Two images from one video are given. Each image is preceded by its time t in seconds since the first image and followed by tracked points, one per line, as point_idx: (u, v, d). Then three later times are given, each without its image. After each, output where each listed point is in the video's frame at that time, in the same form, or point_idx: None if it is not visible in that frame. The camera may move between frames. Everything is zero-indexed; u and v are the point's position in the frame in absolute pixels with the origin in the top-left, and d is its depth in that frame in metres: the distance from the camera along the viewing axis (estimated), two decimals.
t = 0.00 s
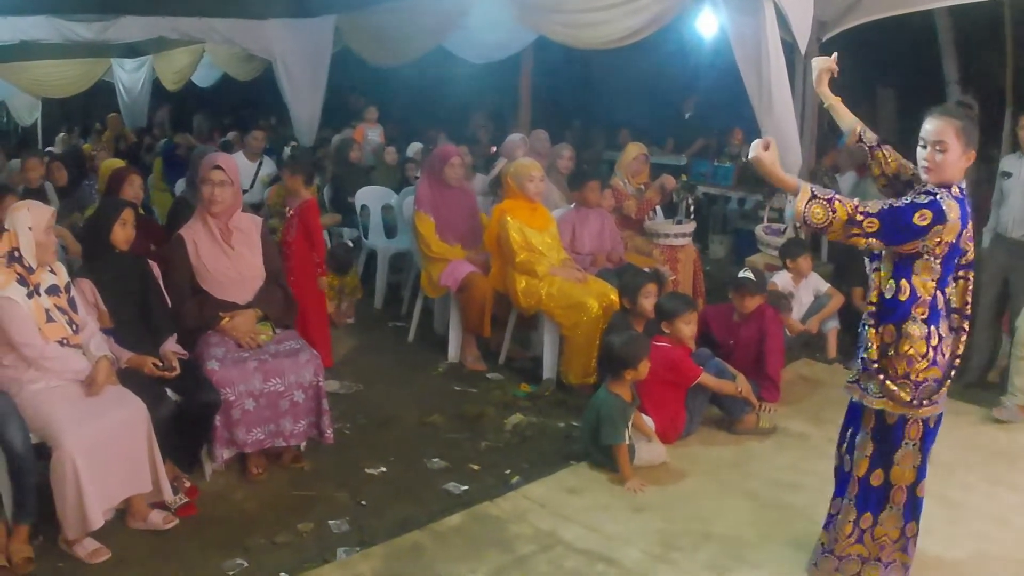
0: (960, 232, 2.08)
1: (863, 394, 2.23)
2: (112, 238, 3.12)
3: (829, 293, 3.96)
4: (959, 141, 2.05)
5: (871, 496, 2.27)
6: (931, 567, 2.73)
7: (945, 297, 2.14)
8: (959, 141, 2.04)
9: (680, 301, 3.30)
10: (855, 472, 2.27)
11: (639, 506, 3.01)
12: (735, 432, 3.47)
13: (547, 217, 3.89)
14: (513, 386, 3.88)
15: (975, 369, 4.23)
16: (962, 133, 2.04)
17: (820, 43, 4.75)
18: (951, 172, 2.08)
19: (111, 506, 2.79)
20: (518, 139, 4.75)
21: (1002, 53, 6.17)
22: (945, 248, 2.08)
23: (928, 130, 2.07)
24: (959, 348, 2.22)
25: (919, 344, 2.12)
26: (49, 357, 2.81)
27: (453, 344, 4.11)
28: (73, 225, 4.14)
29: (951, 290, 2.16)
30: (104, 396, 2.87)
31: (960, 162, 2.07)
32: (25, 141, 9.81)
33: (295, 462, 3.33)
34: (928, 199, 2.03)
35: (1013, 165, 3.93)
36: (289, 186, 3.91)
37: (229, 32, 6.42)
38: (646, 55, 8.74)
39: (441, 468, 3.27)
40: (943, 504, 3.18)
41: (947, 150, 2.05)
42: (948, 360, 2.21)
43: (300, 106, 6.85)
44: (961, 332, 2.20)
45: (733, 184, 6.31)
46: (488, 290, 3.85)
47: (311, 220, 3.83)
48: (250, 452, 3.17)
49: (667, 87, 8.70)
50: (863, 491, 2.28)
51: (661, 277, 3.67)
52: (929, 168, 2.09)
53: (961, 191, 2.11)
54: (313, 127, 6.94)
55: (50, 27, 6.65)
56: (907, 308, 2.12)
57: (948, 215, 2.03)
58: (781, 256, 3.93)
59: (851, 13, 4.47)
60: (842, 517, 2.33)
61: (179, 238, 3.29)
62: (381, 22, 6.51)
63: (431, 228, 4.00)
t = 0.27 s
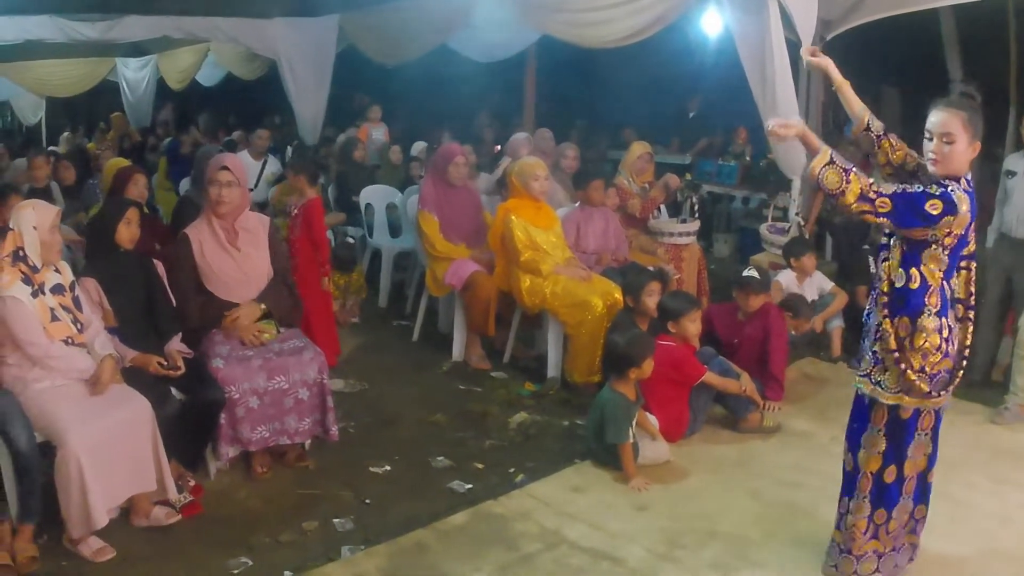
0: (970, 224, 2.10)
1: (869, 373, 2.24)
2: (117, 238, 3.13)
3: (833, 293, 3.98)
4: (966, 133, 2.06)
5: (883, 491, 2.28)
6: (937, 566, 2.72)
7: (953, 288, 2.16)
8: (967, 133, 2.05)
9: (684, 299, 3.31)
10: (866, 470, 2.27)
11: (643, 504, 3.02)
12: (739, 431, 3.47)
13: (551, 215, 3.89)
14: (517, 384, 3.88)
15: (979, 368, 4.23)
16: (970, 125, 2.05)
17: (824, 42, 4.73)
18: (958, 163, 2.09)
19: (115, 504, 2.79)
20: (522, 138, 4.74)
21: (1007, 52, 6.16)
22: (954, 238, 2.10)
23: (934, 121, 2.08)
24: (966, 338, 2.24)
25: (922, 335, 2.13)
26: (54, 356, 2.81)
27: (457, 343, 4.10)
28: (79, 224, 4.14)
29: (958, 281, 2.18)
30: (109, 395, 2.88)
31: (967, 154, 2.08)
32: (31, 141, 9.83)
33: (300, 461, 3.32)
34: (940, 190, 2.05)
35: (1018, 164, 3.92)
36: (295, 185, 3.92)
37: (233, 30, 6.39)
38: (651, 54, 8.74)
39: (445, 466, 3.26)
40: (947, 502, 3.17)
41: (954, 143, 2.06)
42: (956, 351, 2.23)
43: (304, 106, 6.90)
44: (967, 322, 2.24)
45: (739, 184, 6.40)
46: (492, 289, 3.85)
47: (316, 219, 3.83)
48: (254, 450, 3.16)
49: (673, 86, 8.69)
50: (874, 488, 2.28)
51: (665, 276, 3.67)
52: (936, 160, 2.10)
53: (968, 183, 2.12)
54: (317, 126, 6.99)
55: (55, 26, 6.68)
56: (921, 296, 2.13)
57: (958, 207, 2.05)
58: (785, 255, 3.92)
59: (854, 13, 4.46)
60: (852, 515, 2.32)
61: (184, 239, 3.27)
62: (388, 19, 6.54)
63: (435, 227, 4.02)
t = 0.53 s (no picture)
0: (976, 214, 2.10)
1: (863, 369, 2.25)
2: (123, 237, 3.14)
3: (838, 292, 3.94)
4: (968, 126, 2.09)
5: (888, 490, 2.31)
6: (944, 565, 2.72)
7: (957, 283, 2.16)
8: (969, 125, 2.08)
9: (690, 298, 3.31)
10: (871, 469, 2.28)
11: (649, 503, 3.02)
12: (745, 429, 3.47)
13: (557, 214, 3.89)
14: (523, 382, 3.88)
15: (983, 367, 4.23)
16: (972, 117, 2.07)
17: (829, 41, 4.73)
18: (963, 156, 2.10)
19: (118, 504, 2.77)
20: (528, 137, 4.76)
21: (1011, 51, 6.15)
22: (961, 228, 2.10)
23: (935, 116, 2.11)
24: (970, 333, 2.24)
25: (911, 336, 2.14)
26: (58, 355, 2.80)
27: (463, 341, 4.09)
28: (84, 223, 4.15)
29: (962, 276, 2.17)
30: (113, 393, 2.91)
31: (970, 147, 2.10)
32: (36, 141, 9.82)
33: (305, 459, 3.31)
34: (950, 173, 2.05)
35: (1022, 163, 3.92)
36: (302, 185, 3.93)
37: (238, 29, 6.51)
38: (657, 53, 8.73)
39: (451, 465, 3.27)
40: (952, 501, 3.18)
41: (957, 135, 2.08)
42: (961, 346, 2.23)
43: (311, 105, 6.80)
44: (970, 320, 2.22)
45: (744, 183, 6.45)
46: (497, 287, 3.85)
47: (322, 218, 3.83)
48: (260, 448, 3.17)
49: (678, 85, 8.69)
50: (878, 487, 2.30)
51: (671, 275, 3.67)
52: (940, 155, 2.12)
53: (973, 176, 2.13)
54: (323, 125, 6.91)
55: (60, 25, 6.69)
56: (928, 290, 2.12)
57: (967, 190, 2.04)
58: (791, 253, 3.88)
59: (858, 13, 4.47)
60: (855, 514, 2.33)
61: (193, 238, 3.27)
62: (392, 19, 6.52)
63: (441, 224, 4.02)
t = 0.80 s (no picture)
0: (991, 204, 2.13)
1: (879, 366, 2.25)
2: (132, 234, 3.16)
3: (847, 289, 3.97)
4: (975, 117, 2.10)
5: (903, 484, 2.30)
6: (954, 561, 2.73)
7: (971, 276, 2.17)
8: (976, 116, 2.09)
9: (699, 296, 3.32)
10: (888, 462, 2.28)
11: (658, 500, 3.03)
12: (753, 427, 3.47)
13: (565, 211, 3.88)
14: (532, 380, 3.88)
15: (992, 366, 4.22)
16: (978, 107, 2.08)
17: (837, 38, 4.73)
18: (972, 147, 2.11)
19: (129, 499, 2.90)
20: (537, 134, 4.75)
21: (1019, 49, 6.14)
22: (978, 218, 2.11)
23: (941, 108, 2.12)
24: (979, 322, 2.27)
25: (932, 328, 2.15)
26: (68, 352, 2.90)
27: (471, 339, 4.09)
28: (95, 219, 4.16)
29: (976, 268, 2.18)
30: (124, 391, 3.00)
31: (978, 138, 2.11)
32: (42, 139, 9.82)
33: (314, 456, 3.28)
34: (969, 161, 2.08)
35: None
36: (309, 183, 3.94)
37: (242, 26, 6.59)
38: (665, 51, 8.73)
39: (460, 462, 3.27)
40: (960, 499, 3.17)
41: (965, 127, 2.09)
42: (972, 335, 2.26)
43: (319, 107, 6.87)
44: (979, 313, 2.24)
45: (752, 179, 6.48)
46: (506, 285, 3.85)
47: (332, 216, 3.83)
48: (268, 445, 3.15)
49: (685, 83, 8.69)
50: (894, 480, 2.30)
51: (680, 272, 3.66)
52: (950, 147, 2.12)
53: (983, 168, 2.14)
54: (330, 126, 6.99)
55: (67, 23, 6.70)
56: (944, 280, 2.15)
57: (983, 180, 2.08)
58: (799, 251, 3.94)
59: (866, 10, 4.48)
60: (872, 506, 2.34)
61: (205, 237, 3.17)
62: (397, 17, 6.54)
63: (450, 223, 4.03)
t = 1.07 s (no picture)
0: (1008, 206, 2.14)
1: (904, 369, 2.24)
2: (142, 230, 3.14)
3: (858, 285, 3.97)
4: (987, 117, 2.09)
5: (930, 484, 2.30)
6: (968, 559, 2.72)
7: (989, 274, 2.19)
8: (988, 115, 2.07)
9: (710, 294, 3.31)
10: (915, 465, 2.27)
11: (669, 497, 3.02)
12: (764, 424, 3.47)
13: (576, 208, 3.87)
14: (543, 377, 3.87)
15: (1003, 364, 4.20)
16: (988, 107, 2.07)
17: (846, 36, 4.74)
18: (986, 148, 2.10)
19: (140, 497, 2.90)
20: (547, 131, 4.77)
21: None
22: (998, 221, 2.12)
23: (952, 112, 2.11)
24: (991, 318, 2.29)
25: (955, 331, 2.16)
26: (78, 348, 2.94)
27: (482, 336, 4.11)
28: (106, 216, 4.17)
29: (993, 267, 2.19)
30: (134, 387, 3.02)
31: (991, 137, 2.10)
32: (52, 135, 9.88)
33: (325, 453, 3.37)
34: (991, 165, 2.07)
35: None
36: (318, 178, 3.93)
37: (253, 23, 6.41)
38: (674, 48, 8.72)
39: (471, 458, 3.29)
40: (971, 497, 3.16)
41: (978, 129, 2.08)
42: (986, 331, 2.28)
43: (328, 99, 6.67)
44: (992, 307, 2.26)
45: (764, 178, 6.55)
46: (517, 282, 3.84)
47: (343, 213, 3.83)
48: (279, 442, 3.15)
49: (697, 81, 8.68)
50: (921, 482, 2.30)
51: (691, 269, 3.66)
52: (965, 150, 2.11)
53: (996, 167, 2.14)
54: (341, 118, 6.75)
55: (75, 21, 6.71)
56: (968, 283, 2.14)
57: (1005, 183, 2.07)
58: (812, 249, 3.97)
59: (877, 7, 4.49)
60: (899, 510, 2.34)
61: (218, 236, 3.16)
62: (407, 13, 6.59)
63: (461, 221, 4.02)
